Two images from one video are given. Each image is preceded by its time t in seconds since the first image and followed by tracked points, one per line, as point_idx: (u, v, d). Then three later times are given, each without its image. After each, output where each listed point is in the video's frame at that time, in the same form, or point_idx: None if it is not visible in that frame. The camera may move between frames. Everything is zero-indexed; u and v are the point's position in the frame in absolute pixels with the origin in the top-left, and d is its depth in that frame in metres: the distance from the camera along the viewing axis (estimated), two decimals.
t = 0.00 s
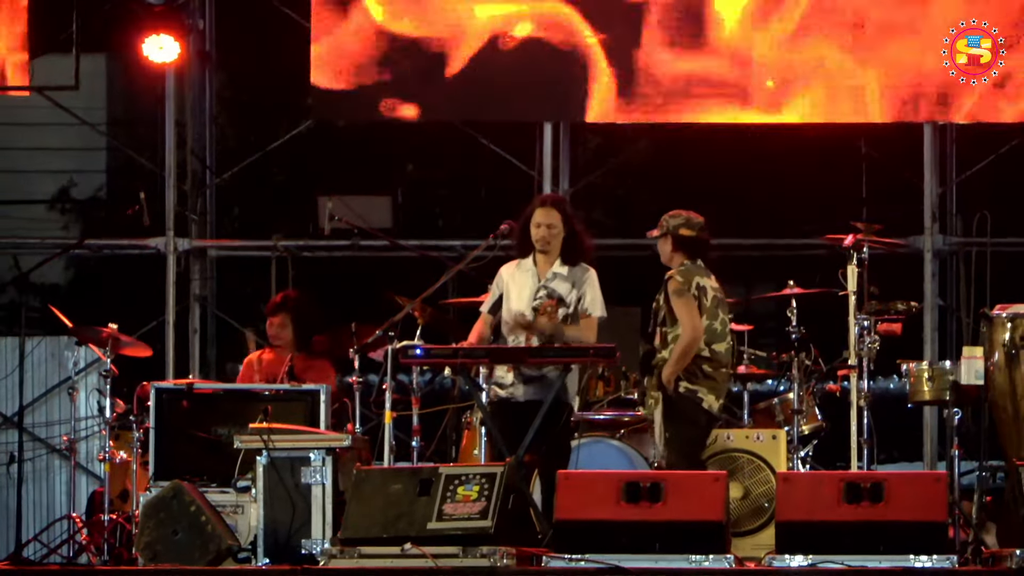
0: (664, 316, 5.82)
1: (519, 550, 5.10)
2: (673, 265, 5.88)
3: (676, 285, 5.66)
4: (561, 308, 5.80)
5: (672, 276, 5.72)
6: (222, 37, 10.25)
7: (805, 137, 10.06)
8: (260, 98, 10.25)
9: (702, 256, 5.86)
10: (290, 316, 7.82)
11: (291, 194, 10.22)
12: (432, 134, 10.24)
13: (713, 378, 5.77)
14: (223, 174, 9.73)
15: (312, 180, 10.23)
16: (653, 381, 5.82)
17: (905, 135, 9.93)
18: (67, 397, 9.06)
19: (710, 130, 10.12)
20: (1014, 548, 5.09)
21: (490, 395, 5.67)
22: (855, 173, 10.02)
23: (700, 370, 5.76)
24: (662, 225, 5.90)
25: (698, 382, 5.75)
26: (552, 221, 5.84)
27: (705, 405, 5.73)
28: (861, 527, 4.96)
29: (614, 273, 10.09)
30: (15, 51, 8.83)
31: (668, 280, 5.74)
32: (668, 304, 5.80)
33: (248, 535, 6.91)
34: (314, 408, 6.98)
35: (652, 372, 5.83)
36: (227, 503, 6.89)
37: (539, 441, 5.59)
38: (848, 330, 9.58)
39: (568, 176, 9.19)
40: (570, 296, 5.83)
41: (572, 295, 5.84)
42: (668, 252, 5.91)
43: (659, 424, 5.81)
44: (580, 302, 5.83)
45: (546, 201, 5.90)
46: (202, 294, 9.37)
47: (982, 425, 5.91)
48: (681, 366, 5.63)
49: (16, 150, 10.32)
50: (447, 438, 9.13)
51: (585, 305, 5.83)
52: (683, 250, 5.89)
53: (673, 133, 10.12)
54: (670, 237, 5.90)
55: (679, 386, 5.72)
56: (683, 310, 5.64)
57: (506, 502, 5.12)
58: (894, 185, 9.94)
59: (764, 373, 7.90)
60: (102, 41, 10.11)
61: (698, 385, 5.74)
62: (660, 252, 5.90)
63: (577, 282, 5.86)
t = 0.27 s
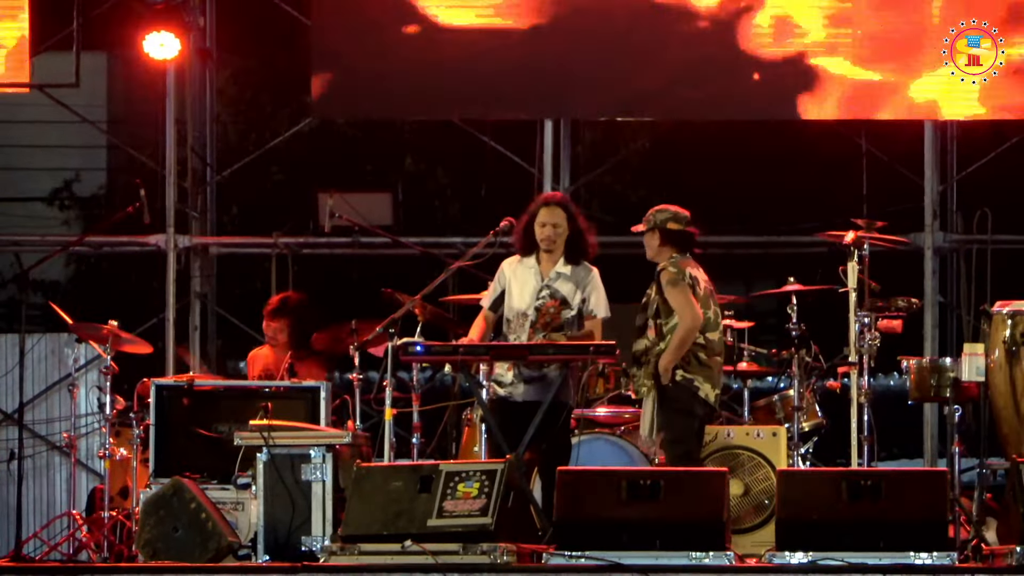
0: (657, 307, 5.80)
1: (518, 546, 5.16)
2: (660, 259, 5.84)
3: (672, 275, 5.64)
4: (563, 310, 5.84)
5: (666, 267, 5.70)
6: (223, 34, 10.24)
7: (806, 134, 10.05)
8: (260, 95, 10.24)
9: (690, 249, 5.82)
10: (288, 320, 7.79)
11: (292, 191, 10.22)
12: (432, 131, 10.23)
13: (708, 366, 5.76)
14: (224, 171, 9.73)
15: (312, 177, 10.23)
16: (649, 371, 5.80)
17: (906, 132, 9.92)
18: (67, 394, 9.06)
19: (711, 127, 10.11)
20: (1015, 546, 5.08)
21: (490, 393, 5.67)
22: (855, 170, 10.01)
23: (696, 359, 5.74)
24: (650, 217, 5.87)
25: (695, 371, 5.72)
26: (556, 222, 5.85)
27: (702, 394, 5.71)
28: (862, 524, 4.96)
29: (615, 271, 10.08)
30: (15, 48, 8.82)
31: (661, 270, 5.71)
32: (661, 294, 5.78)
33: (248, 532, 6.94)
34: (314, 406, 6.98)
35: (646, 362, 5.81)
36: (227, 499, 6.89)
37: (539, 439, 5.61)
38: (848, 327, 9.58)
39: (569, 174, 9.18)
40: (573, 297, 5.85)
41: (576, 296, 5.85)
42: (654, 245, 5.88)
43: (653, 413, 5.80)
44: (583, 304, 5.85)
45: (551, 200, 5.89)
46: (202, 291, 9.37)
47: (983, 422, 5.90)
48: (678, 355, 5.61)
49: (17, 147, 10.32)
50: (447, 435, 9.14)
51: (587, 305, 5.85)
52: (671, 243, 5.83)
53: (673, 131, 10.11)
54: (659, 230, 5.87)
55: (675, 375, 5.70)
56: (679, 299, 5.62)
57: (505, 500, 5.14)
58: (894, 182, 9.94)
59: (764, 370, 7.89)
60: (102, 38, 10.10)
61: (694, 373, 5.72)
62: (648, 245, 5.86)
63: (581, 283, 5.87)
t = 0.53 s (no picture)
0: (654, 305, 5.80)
1: (518, 545, 5.16)
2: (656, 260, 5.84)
3: (670, 272, 5.65)
4: (567, 314, 5.83)
5: (663, 264, 5.70)
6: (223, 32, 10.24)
7: (806, 132, 10.06)
8: (260, 94, 10.25)
9: (686, 247, 5.81)
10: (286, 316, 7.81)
11: (292, 189, 10.22)
12: (432, 129, 10.23)
13: (706, 362, 5.74)
14: (224, 169, 9.73)
15: (312, 174, 10.23)
16: (648, 368, 5.77)
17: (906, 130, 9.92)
18: (67, 391, 9.07)
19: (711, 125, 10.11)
20: (1015, 543, 5.08)
21: (491, 393, 5.68)
22: (855, 168, 10.01)
23: (694, 356, 5.73)
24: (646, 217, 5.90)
25: (694, 368, 5.70)
26: (566, 224, 5.84)
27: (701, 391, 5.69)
28: (861, 521, 4.96)
29: (615, 269, 10.08)
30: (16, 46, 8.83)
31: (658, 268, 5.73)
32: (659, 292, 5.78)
33: (249, 530, 6.86)
34: (314, 404, 6.97)
35: (645, 359, 5.78)
36: (227, 497, 6.84)
37: (539, 438, 5.61)
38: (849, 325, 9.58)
39: (569, 172, 9.19)
40: (577, 301, 5.83)
41: (579, 300, 5.84)
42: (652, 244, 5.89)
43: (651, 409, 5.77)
44: (585, 306, 5.84)
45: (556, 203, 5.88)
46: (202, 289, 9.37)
47: (983, 419, 5.90)
48: (677, 352, 5.60)
49: (17, 146, 10.31)
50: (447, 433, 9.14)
51: (590, 308, 5.83)
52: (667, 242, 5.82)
53: (673, 129, 10.12)
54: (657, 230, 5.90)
55: (674, 371, 5.68)
56: (676, 295, 5.63)
57: (506, 499, 5.12)
58: (893, 180, 9.94)
59: (764, 368, 7.90)
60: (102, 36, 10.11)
61: (693, 369, 5.70)
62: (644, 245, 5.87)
63: (584, 287, 5.85)
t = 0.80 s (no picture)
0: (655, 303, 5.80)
1: (519, 542, 5.15)
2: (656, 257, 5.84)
3: (670, 270, 5.65)
4: (568, 314, 5.82)
5: (664, 262, 5.70)
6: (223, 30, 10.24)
7: (806, 130, 10.05)
8: (260, 91, 10.25)
9: (686, 245, 5.81)
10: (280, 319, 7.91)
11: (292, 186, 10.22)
12: (433, 127, 10.23)
13: (706, 361, 5.74)
14: (224, 167, 9.73)
15: (313, 171, 10.23)
16: (648, 367, 5.77)
17: (906, 128, 9.92)
18: (67, 389, 9.07)
19: (711, 123, 10.11)
20: (1015, 540, 5.08)
21: (491, 391, 5.67)
22: (855, 166, 10.01)
23: (694, 354, 5.73)
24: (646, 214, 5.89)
25: (693, 366, 5.71)
26: (571, 225, 5.81)
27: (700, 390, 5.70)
28: (861, 518, 4.97)
29: (615, 266, 10.08)
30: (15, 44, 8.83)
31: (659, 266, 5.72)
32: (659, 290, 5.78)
33: (249, 527, 6.82)
34: (314, 402, 6.97)
35: (644, 358, 5.78)
36: (228, 494, 6.82)
37: (539, 434, 5.60)
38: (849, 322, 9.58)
39: (568, 170, 9.19)
40: (577, 300, 5.83)
41: (580, 299, 5.84)
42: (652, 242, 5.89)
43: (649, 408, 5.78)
44: (585, 306, 5.84)
45: (557, 204, 5.84)
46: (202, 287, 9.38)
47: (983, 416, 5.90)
48: (677, 350, 5.59)
49: (16, 144, 10.30)
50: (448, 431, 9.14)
51: (590, 307, 5.83)
52: (668, 240, 5.82)
53: (673, 126, 10.11)
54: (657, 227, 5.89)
55: (674, 369, 5.68)
56: (677, 293, 5.63)
57: (507, 496, 5.13)
58: (894, 178, 9.93)
59: (764, 366, 7.90)
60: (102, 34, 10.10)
61: (693, 367, 5.70)
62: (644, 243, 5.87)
63: (584, 286, 5.85)
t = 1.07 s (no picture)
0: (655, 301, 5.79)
1: (519, 540, 5.13)
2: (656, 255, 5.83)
3: (671, 268, 5.64)
4: (567, 312, 5.83)
5: (665, 261, 5.69)
6: (223, 27, 10.24)
7: (806, 127, 10.04)
8: (260, 88, 10.24)
9: (685, 244, 5.80)
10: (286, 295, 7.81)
11: (292, 184, 10.21)
12: (433, 125, 10.22)
13: (706, 360, 5.74)
14: (224, 165, 9.73)
15: (313, 169, 10.22)
16: (647, 366, 5.75)
17: (906, 126, 9.92)
18: (67, 387, 9.07)
19: (711, 120, 10.11)
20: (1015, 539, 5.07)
21: (491, 390, 5.67)
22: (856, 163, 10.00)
23: (694, 353, 5.72)
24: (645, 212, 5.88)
25: (694, 365, 5.71)
26: (571, 222, 5.79)
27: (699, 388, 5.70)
28: (860, 517, 4.96)
29: (615, 264, 10.08)
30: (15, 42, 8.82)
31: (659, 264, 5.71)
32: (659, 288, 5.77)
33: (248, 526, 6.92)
34: (314, 399, 6.99)
35: (644, 357, 5.77)
36: (228, 493, 6.88)
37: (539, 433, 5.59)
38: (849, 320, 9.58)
39: (568, 168, 9.19)
40: (576, 297, 5.84)
41: (578, 297, 5.84)
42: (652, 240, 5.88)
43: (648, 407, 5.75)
44: (584, 303, 5.85)
45: (556, 201, 5.82)
46: (202, 285, 9.37)
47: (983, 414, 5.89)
48: (677, 349, 5.59)
49: (16, 141, 10.30)
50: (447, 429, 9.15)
51: (589, 304, 5.84)
52: (667, 237, 5.81)
53: (673, 124, 10.11)
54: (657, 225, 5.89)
55: (673, 368, 5.68)
56: (677, 292, 5.62)
57: (506, 494, 5.12)
58: (894, 176, 9.92)
59: (764, 364, 7.90)
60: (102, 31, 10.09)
61: (692, 366, 5.70)
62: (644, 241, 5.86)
63: (583, 283, 5.86)
